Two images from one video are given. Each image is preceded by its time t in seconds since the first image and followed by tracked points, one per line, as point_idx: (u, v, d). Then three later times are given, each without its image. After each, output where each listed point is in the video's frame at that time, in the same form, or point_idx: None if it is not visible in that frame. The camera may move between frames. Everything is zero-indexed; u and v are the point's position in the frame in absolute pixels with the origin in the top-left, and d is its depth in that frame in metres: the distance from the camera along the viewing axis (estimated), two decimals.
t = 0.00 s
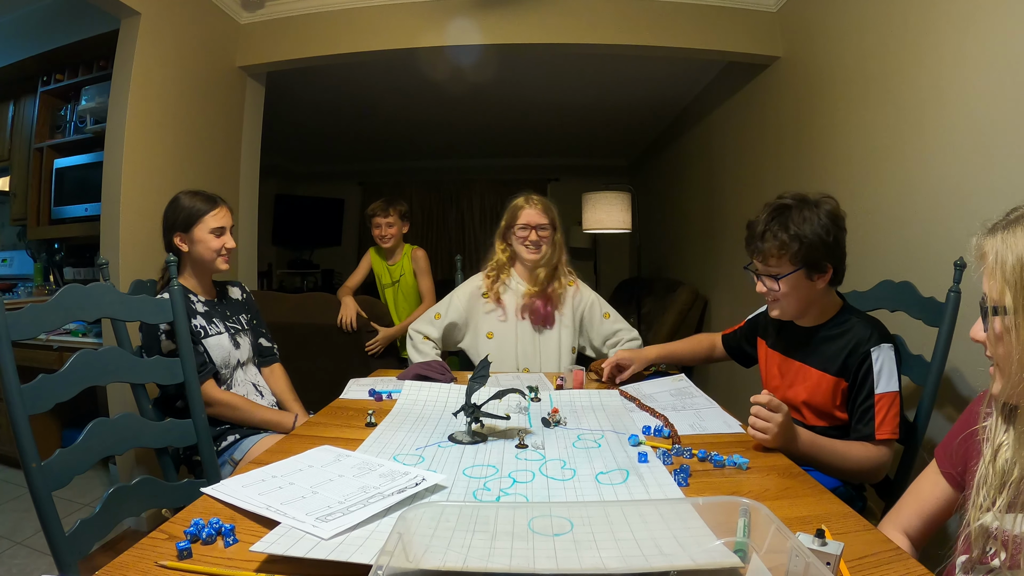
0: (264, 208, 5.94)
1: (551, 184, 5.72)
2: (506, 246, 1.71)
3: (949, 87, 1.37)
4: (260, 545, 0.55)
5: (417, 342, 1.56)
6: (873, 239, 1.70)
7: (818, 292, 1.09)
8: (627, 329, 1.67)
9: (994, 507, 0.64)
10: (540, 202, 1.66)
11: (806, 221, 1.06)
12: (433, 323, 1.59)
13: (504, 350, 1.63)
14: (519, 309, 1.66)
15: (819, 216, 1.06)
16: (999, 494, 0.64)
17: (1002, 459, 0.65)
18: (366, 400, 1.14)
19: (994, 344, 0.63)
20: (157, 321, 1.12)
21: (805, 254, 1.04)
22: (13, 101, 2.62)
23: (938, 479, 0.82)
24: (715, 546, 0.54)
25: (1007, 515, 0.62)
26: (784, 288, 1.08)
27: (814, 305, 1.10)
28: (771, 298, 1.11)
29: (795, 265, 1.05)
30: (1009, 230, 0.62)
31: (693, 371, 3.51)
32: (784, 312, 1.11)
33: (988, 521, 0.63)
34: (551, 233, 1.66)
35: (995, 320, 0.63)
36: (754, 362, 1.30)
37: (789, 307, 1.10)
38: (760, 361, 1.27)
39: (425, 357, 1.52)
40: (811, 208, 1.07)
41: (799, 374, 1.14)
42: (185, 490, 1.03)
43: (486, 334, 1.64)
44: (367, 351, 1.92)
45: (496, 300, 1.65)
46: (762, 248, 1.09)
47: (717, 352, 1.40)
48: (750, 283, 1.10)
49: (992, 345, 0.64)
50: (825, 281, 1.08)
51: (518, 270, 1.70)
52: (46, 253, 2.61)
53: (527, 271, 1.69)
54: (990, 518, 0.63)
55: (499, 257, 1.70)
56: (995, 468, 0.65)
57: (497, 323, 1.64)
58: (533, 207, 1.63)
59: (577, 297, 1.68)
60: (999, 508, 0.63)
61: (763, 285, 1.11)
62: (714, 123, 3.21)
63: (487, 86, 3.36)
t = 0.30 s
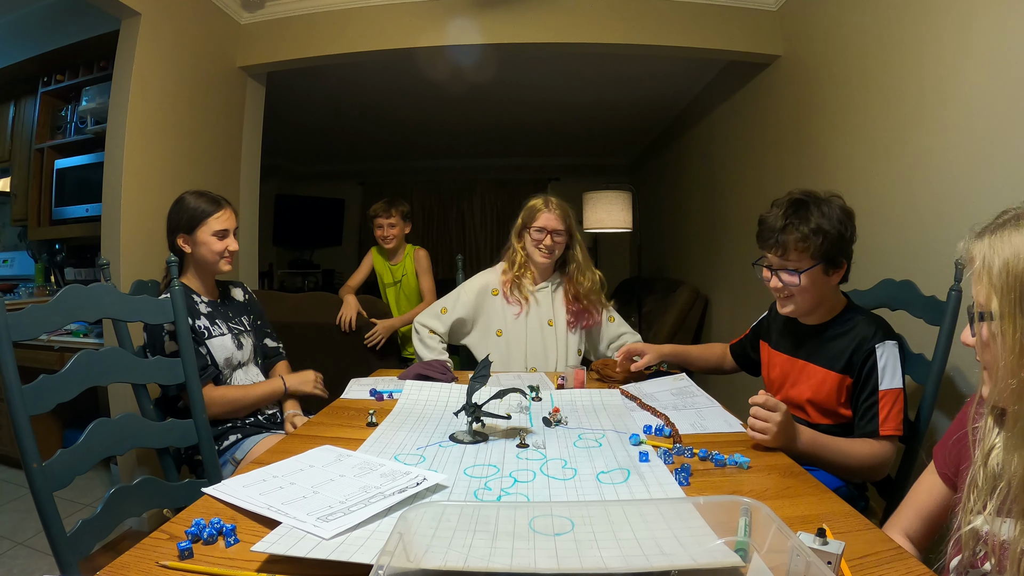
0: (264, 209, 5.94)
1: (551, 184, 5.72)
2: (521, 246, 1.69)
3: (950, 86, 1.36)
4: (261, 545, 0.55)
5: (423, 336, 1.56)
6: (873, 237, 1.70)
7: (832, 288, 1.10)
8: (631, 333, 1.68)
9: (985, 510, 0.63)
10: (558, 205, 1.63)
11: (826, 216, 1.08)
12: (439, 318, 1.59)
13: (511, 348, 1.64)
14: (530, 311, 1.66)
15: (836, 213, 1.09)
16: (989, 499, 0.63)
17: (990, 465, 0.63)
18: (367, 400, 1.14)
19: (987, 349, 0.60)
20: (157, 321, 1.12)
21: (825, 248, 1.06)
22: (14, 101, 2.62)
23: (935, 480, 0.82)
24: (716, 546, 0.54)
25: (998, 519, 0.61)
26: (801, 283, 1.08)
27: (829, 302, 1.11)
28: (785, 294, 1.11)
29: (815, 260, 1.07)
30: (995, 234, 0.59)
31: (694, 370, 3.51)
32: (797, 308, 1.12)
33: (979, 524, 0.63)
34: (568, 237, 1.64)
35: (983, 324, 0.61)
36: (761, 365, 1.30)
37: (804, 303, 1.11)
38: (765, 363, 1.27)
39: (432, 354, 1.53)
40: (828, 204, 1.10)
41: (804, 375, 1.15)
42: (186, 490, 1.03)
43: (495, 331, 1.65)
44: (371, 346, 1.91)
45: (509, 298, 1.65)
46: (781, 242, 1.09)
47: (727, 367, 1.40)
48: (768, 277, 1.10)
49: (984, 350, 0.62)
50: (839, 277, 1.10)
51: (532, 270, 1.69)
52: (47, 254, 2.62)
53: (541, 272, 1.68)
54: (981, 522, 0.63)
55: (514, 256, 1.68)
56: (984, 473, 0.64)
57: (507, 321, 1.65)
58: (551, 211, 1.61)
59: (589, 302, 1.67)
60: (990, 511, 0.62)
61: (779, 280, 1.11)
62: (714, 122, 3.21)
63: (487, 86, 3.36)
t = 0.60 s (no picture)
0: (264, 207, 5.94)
1: (552, 184, 5.72)
2: (491, 249, 1.72)
3: (952, 87, 1.36)
4: (262, 543, 0.55)
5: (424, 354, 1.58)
6: (874, 239, 1.70)
7: (836, 287, 1.13)
8: (621, 321, 1.65)
9: (974, 515, 0.62)
10: (522, 204, 1.67)
11: (829, 215, 1.10)
12: (430, 336, 1.61)
13: (502, 350, 1.63)
14: (509, 309, 1.66)
15: (836, 212, 1.12)
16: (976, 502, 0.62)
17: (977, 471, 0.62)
18: (368, 399, 1.14)
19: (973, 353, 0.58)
20: (158, 319, 1.11)
21: (833, 245, 1.08)
22: (15, 99, 2.62)
23: (926, 482, 0.82)
24: (717, 546, 0.54)
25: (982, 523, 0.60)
26: (815, 281, 1.08)
27: (835, 301, 1.12)
28: (797, 293, 1.11)
29: (825, 257, 1.08)
30: (976, 237, 0.58)
31: (694, 371, 3.51)
32: (806, 308, 1.12)
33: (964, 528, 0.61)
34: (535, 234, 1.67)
35: (967, 330, 0.61)
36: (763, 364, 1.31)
37: (814, 303, 1.11)
38: (768, 366, 1.27)
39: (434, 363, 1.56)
40: (827, 204, 1.13)
41: (806, 374, 1.15)
42: (185, 489, 1.02)
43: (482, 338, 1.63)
44: (367, 340, 1.91)
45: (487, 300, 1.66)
46: (793, 241, 1.09)
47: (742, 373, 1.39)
48: (783, 276, 1.08)
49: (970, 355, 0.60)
50: (840, 276, 1.13)
51: (504, 271, 1.71)
52: (48, 252, 2.62)
53: (513, 272, 1.70)
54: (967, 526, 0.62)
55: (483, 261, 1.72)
56: (971, 478, 0.63)
57: (491, 323, 1.65)
58: (515, 209, 1.64)
59: (567, 294, 1.68)
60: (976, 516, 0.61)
61: (792, 279, 1.10)
62: (715, 122, 3.21)
63: (488, 86, 3.36)
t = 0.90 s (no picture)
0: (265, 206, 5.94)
1: (553, 183, 5.73)
2: (504, 243, 1.71)
3: (954, 86, 1.36)
4: (263, 542, 0.55)
5: (431, 345, 1.58)
6: (875, 238, 1.70)
7: (837, 286, 1.13)
8: (626, 324, 1.66)
9: (971, 521, 0.62)
10: (537, 198, 1.65)
11: (828, 214, 1.10)
12: (440, 326, 1.61)
13: (509, 345, 1.62)
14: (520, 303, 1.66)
15: (834, 210, 1.12)
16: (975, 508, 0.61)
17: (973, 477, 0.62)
18: (369, 397, 1.14)
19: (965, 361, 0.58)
20: (158, 318, 1.11)
21: (833, 245, 1.08)
22: (16, 98, 2.62)
23: (925, 484, 0.81)
24: (718, 545, 0.54)
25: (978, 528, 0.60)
26: (816, 280, 1.08)
27: (836, 299, 1.12)
28: (798, 293, 1.11)
29: (825, 257, 1.08)
30: (964, 242, 0.57)
31: (695, 370, 3.51)
32: (808, 307, 1.12)
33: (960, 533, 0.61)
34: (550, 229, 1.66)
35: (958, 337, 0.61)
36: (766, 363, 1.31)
37: (815, 302, 1.12)
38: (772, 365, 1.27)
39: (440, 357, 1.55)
40: (826, 203, 1.13)
41: (807, 370, 1.15)
42: (186, 488, 1.02)
43: (490, 330, 1.63)
44: (367, 346, 1.90)
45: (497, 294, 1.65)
46: (793, 241, 1.09)
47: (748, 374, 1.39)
48: (784, 277, 1.08)
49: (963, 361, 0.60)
50: (841, 275, 1.13)
51: (517, 264, 1.70)
52: (49, 250, 2.62)
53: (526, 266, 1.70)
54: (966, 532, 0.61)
55: (496, 253, 1.71)
56: (968, 484, 0.63)
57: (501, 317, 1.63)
58: (531, 204, 1.63)
59: (575, 291, 1.69)
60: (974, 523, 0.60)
61: (793, 280, 1.10)
62: (716, 121, 3.20)
63: (489, 85, 3.36)
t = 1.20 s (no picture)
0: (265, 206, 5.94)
1: (553, 182, 5.72)
2: (517, 242, 1.71)
3: (954, 84, 1.36)
4: (263, 541, 0.55)
5: (431, 341, 1.54)
6: (875, 237, 1.70)
7: (835, 283, 1.13)
8: (629, 329, 1.68)
9: (973, 521, 0.61)
10: (546, 199, 1.67)
11: (824, 213, 1.10)
12: (446, 321, 1.58)
13: (518, 343, 1.64)
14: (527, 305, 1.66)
15: (829, 208, 1.12)
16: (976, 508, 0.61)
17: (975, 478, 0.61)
18: (369, 397, 1.14)
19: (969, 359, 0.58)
20: (158, 318, 1.11)
21: (830, 243, 1.08)
22: (16, 98, 2.62)
23: (926, 482, 0.81)
24: (718, 545, 0.54)
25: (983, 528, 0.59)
26: (811, 279, 1.09)
27: (834, 297, 1.12)
28: (795, 292, 1.11)
29: (822, 255, 1.08)
30: (968, 240, 0.57)
31: (696, 369, 3.51)
32: (805, 306, 1.12)
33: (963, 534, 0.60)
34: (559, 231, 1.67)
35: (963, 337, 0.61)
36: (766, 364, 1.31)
37: (813, 300, 1.12)
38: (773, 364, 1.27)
39: (440, 355, 1.52)
40: (822, 202, 1.12)
41: (806, 368, 1.15)
42: (186, 488, 1.02)
43: (501, 327, 1.64)
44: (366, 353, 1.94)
45: (509, 292, 1.66)
46: (788, 241, 1.09)
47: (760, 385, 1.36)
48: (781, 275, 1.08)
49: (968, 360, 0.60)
50: (839, 272, 1.13)
51: (529, 263, 1.70)
52: (49, 251, 2.62)
53: (536, 267, 1.70)
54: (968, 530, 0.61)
55: (511, 253, 1.70)
56: (970, 484, 0.63)
57: (511, 315, 1.65)
58: (539, 205, 1.64)
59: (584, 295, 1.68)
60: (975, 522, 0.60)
61: (790, 279, 1.10)
62: (717, 120, 3.20)
63: (489, 84, 3.36)
